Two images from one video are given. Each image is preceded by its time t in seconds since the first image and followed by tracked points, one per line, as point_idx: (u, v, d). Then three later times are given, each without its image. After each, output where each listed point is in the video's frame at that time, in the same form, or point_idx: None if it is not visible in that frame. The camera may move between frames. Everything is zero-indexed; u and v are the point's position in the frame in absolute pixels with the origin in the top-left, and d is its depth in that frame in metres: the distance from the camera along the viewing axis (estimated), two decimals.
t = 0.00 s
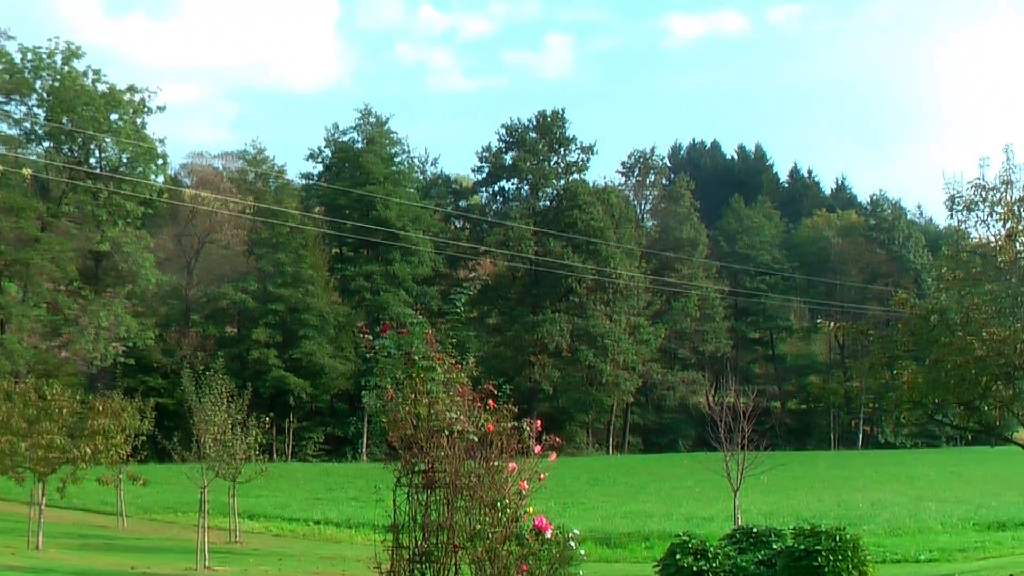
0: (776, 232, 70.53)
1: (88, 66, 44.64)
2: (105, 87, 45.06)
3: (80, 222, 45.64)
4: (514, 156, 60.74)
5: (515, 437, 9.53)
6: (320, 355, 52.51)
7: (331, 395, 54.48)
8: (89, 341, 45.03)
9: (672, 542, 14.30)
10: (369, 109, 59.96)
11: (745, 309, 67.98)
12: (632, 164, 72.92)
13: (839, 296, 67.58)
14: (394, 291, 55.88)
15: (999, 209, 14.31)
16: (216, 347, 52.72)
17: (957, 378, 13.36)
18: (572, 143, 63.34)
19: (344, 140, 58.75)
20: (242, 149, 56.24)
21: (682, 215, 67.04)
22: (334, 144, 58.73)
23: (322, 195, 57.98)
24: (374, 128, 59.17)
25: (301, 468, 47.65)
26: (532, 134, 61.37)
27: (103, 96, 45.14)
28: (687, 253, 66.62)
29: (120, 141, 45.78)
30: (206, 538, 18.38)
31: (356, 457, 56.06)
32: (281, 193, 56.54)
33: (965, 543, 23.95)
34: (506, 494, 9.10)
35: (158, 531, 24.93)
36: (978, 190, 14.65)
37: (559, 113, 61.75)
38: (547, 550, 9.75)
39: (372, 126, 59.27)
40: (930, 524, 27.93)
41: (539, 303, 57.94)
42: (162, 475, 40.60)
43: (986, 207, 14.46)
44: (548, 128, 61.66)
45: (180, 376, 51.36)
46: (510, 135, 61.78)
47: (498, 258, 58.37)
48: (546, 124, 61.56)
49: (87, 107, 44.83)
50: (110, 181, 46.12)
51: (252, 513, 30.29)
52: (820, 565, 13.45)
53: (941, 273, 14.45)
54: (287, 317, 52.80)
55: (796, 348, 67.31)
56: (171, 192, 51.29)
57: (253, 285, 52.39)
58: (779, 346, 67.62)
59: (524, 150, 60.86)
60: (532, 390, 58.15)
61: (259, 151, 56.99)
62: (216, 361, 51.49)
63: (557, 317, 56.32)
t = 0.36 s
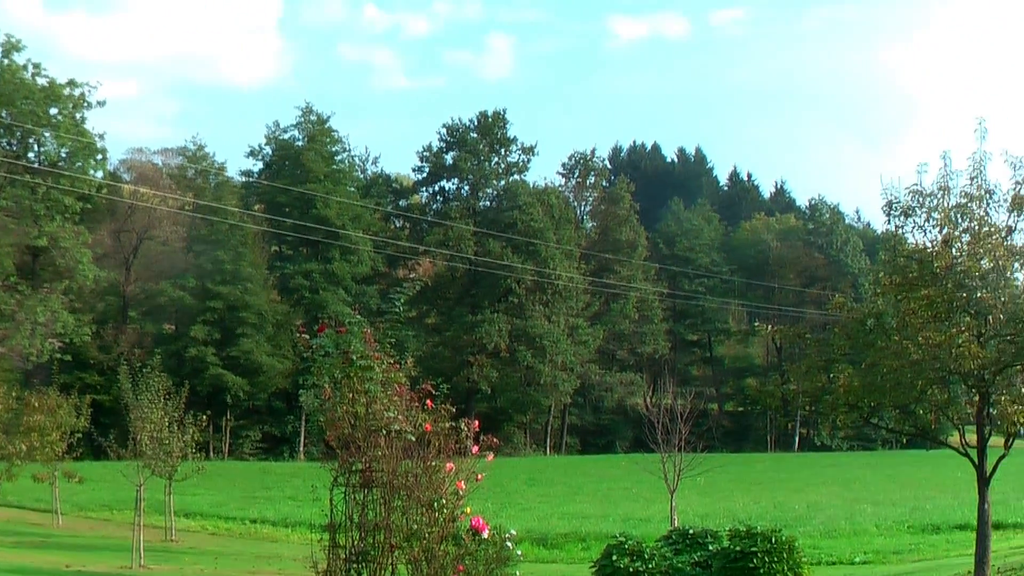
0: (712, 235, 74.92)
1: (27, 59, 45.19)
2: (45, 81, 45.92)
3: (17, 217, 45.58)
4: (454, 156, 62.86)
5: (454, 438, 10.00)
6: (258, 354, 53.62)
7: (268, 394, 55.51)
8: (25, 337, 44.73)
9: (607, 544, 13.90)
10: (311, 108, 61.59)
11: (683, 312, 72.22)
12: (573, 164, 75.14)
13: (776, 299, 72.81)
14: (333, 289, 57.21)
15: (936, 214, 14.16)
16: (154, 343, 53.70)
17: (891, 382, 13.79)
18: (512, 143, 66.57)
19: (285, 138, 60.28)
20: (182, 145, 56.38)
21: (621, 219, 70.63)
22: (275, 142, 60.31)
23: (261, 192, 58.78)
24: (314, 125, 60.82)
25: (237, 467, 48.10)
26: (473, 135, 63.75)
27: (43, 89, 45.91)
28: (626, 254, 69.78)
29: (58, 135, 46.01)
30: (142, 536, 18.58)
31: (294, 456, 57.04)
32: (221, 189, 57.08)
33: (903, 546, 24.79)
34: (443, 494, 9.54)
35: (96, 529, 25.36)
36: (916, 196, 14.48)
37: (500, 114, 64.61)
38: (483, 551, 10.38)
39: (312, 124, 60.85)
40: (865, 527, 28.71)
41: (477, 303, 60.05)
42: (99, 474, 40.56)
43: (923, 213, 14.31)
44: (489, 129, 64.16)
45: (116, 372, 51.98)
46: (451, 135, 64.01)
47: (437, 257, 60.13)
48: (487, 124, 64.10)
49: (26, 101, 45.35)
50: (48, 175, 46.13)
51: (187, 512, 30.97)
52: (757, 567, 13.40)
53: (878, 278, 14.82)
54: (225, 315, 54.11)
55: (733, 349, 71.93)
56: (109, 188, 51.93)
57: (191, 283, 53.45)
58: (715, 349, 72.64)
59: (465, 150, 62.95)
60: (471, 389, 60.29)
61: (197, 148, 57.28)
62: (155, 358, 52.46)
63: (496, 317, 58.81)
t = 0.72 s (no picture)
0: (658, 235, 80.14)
1: None
2: None
3: None
4: (400, 153, 65.67)
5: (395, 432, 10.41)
6: (200, 350, 53.99)
7: (211, 390, 55.65)
8: None
9: (548, 541, 14.11)
10: (256, 102, 62.29)
11: (627, 310, 77.28)
12: (519, 163, 78.68)
13: (720, 298, 78.62)
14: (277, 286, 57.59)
15: (878, 216, 14.46)
16: (95, 338, 53.12)
17: (832, 383, 13.89)
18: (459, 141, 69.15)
19: (231, 133, 61.52)
20: (127, 139, 58.28)
21: (567, 217, 74.27)
22: (220, 136, 61.27)
23: (206, 187, 60.27)
24: (259, 121, 61.81)
25: (178, 463, 47.94)
26: (419, 132, 66.50)
27: None
28: (571, 253, 74.33)
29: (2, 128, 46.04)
30: (81, 532, 18.56)
31: (235, 452, 56.92)
32: (165, 183, 58.85)
33: (842, 545, 25.18)
34: (385, 491, 10.08)
35: (32, 524, 25.31)
36: (859, 197, 14.79)
37: (446, 111, 67.46)
38: (425, 547, 10.68)
39: (258, 120, 61.83)
40: (806, 526, 29.15)
41: (422, 301, 62.17)
42: (35, 469, 40.28)
43: (866, 215, 14.62)
44: (435, 126, 67.23)
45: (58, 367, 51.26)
46: (397, 132, 66.46)
47: (382, 253, 62.55)
48: (433, 122, 67.04)
49: None
50: None
51: (128, 508, 31.04)
52: (697, 565, 13.74)
53: (820, 279, 14.96)
54: (167, 310, 54.64)
55: (676, 349, 77.14)
56: (55, 179, 53.36)
57: (133, 277, 54.62)
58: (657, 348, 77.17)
59: (410, 146, 65.54)
60: (413, 386, 61.67)
61: (142, 142, 59.25)
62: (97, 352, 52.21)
63: (438, 315, 60.80)
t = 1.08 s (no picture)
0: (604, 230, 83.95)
1: None
2: None
3: None
4: (349, 146, 68.15)
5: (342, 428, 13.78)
6: (147, 342, 55.13)
7: (158, 381, 57.16)
8: None
9: (493, 534, 14.58)
10: (205, 93, 63.38)
11: (575, 306, 80.80)
12: (468, 157, 84.57)
13: (668, 294, 82.48)
14: (224, 277, 59.94)
15: (826, 214, 14.80)
16: (40, 329, 54.29)
17: (779, 378, 14.48)
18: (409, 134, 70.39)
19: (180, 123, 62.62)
20: (75, 129, 58.93)
21: (515, 212, 78.44)
22: (169, 127, 62.42)
23: (153, 177, 61.70)
24: (208, 113, 63.20)
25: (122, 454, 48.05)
26: (368, 125, 69.29)
27: None
28: (519, 247, 77.57)
29: None
30: (26, 526, 18.54)
31: (181, 444, 59.35)
32: (113, 173, 59.04)
33: (788, 541, 25.42)
34: (331, 485, 13.32)
35: None
36: (807, 195, 15.08)
37: (395, 106, 70.49)
38: (371, 542, 13.41)
39: (207, 111, 63.22)
40: (751, 522, 29.59)
41: (370, 294, 65.40)
42: None
43: (813, 212, 14.93)
44: (385, 120, 70.32)
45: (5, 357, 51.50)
46: (347, 124, 69.07)
47: (330, 246, 65.17)
48: (381, 115, 70.10)
49: None
50: None
51: (74, 500, 30.96)
52: (642, 561, 13.84)
53: (769, 277, 15.36)
54: (115, 302, 55.58)
55: (622, 344, 80.78)
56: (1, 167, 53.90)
57: (80, 268, 54.92)
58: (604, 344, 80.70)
59: (360, 141, 68.28)
60: (360, 379, 64.97)
61: (90, 132, 59.85)
62: (42, 343, 53.58)
63: (387, 308, 63.79)
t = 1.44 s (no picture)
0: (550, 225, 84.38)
1: None
2: None
3: None
4: (296, 137, 68.08)
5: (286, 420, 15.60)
6: (91, 331, 54.60)
7: (102, 372, 56.58)
8: None
9: (439, 528, 15.84)
10: (152, 83, 62.56)
11: (521, 299, 81.19)
12: (416, 150, 86.02)
13: (613, 288, 83.00)
14: (170, 269, 59.65)
15: (772, 210, 15.06)
16: None
17: (725, 372, 14.79)
18: (356, 125, 70.30)
19: (126, 112, 61.74)
20: (19, 118, 57.99)
21: (462, 204, 79.45)
22: (114, 116, 61.58)
23: (99, 166, 60.53)
24: (155, 102, 62.31)
25: (67, 446, 47.40)
26: (315, 117, 69.19)
27: None
28: (465, 240, 78.39)
29: None
30: None
31: (125, 436, 58.45)
32: (57, 164, 58.72)
33: (731, 534, 25.78)
34: (275, 478, 14.95)
35: None
36: (753, 190, 15.38)
37: (343, 98, 70.25)
38: (314, 534, 15.39)
39: (154, 100, 62.36)
40: (696, 516, 29.90)
41: (316, 286, 65.84)
42: None
43: (759, 208, 15.22)
44: (332, 112, 69.97)
45: None
46: (294, 116, 69.35)
47: (275, 237, 65.74)
48: (329, 107, 69.77)
49: None
50: None
51: (16, 492, 30.40)
52: (587, 555, 14.91)
53: (714, 271, 16.01)
54: (58, 292, 54.91)
55: (569, 338, 80.45)
56: None
57: (24, 257, 54.56)
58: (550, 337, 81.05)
59: (307, 132, 68.16)
60: (305, 371, 65.60)
61: (35, 121, 58.89)
62: None
63: (332, 301, 64.10)
